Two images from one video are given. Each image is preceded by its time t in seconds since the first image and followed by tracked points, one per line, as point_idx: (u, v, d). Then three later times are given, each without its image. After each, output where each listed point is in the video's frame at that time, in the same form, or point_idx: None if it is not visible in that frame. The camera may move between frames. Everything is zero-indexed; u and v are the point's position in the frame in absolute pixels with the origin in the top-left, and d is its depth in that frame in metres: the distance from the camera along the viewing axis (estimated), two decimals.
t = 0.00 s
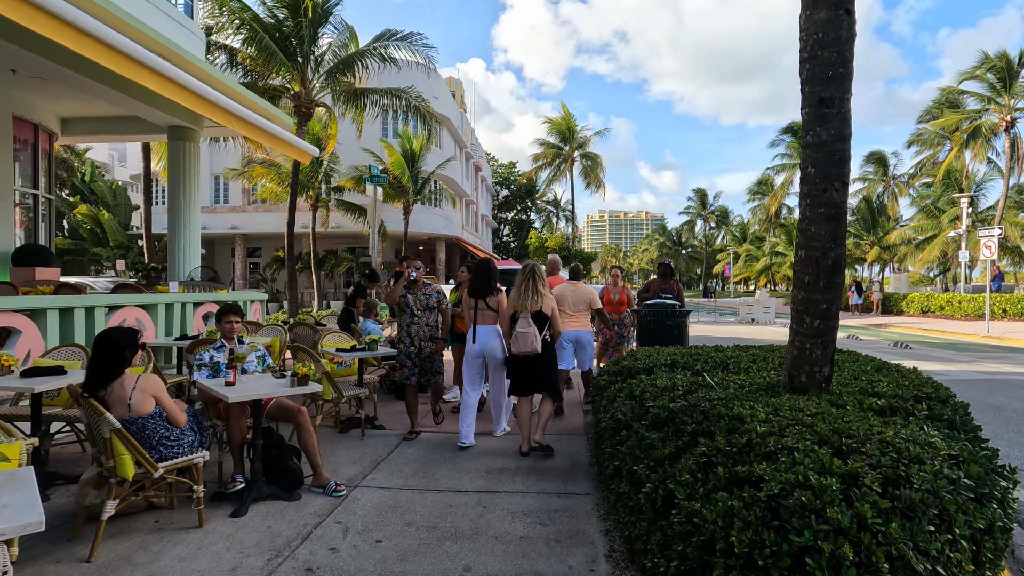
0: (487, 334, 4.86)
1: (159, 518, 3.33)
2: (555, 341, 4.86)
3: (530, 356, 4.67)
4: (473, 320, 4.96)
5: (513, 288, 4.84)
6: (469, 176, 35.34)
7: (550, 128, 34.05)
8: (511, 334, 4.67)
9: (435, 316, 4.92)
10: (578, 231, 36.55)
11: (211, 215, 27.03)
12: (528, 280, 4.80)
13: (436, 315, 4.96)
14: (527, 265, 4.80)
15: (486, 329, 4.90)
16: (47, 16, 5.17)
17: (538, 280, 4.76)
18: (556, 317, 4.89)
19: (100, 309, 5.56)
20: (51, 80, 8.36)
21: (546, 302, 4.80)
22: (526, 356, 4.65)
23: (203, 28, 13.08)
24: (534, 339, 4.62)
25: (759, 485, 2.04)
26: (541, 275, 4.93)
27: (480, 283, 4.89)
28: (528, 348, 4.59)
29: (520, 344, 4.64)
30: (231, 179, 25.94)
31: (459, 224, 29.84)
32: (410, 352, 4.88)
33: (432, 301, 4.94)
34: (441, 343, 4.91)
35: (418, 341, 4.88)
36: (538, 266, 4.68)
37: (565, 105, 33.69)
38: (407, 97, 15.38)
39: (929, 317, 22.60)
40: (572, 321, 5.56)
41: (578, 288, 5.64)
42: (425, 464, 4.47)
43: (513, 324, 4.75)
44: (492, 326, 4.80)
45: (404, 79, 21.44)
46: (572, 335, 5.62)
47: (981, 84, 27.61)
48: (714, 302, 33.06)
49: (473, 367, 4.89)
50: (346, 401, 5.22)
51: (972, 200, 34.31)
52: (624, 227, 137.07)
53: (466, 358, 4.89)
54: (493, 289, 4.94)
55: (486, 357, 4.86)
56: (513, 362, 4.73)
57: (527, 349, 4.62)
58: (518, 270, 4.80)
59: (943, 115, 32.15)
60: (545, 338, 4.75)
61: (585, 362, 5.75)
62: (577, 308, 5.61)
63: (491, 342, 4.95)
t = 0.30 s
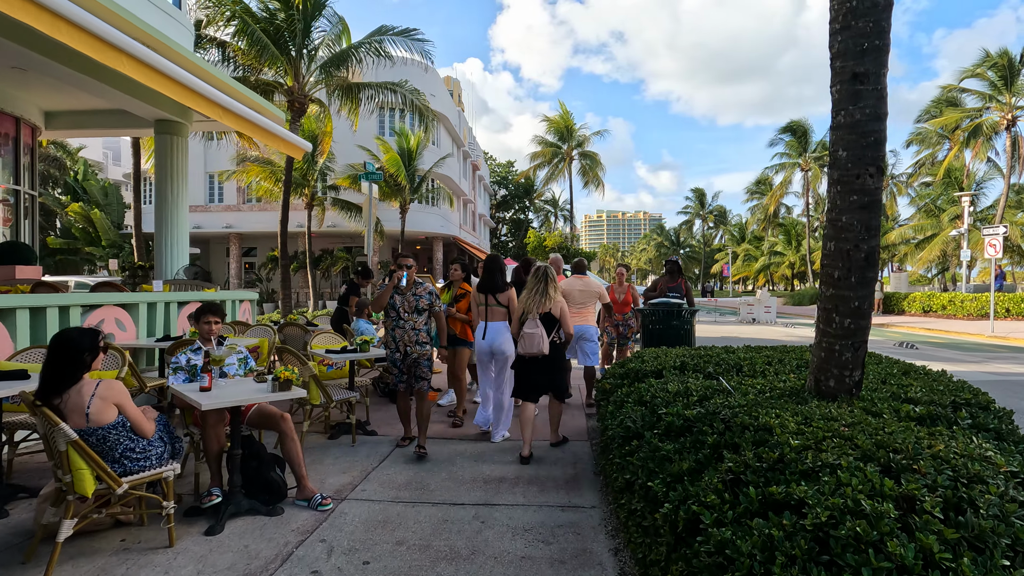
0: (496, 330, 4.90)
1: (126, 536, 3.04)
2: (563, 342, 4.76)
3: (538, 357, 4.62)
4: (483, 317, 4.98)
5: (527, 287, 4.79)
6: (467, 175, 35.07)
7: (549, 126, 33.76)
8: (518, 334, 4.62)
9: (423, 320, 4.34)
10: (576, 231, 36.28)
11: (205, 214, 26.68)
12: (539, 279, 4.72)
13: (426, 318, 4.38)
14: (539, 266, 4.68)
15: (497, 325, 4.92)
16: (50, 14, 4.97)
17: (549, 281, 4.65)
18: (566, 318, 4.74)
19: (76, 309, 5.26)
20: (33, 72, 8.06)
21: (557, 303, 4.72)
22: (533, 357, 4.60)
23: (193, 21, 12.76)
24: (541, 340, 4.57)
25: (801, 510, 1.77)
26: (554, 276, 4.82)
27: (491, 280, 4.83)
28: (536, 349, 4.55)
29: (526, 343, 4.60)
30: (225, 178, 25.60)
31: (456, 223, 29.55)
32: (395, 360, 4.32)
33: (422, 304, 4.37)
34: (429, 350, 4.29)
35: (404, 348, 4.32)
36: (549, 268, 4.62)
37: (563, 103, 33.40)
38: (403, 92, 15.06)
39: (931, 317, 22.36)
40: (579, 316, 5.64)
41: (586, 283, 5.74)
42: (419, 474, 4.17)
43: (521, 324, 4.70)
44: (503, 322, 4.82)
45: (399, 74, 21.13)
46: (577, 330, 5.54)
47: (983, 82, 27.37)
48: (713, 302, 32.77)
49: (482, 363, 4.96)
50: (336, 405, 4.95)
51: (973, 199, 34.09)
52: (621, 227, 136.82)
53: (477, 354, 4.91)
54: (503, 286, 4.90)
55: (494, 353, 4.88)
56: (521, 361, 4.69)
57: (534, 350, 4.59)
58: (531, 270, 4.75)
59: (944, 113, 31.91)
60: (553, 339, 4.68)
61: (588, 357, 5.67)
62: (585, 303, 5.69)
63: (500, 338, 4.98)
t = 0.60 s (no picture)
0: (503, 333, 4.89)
1: (87, 567, 2.76)
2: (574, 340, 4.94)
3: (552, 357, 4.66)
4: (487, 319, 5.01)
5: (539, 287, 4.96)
6: (465, 175, 34.77)
7: (547, 125, 33.49)
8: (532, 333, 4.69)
9: (417, 331, 3.81)
10: (574, 231, 36.01)
11: (200, 214, 26.32)
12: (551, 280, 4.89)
13: (420, 329, 3.83)
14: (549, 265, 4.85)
15: (502, 329, 4.89)
16: (40, 12, 4.76)
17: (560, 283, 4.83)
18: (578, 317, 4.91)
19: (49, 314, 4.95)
20: (13, 66, 7.74)
21: (569, 303, 4.89)
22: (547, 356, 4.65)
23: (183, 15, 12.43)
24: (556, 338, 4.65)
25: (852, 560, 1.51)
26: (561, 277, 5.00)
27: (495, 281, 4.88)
28: (550, 346, 4.59)
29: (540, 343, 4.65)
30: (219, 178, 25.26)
31: (454, 223, 29.29)
32: (379, 373, 3.78)
33: (418, 313, 3.82)
34: (420, 367, 3.78)
35: (390, 361, 3.77)
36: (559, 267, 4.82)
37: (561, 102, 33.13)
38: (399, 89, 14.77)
39: (933, 317, 22.13)
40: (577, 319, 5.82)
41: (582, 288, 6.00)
42: (413, 491, 3.88)
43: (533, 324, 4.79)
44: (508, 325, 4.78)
45: (394, 71, 20.78)
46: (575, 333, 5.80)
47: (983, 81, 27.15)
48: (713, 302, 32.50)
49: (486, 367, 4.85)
50: (324, 415, 4.67)
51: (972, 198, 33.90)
52: (619, 227, 136.58)
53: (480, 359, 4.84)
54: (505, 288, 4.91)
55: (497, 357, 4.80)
56: (533, 360, 4.73)
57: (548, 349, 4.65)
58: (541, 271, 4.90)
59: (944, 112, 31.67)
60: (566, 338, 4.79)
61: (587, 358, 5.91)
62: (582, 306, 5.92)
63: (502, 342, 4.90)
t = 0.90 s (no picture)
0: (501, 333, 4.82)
1: None
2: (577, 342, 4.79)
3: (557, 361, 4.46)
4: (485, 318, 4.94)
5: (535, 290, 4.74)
6: (462, 173, 34.50)
7: (544, 124, 33.22)
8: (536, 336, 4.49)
9: (407, 335, 3.42)
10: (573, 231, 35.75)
11: (194, 213, 25.99)
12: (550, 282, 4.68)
13: (409, 332, 3.45)
14: (546, 266, 4.71)
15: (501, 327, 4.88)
16: (43, 14, 4.55)
17: (560, 283, 4.65)
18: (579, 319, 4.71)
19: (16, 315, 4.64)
20: None
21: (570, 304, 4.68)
22: (552, 360, 4.44)
23: (172, 8, 12.12)
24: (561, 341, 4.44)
25: None
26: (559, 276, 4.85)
27: (494, 278, 4.87)
28: (556, 350, 4.40)
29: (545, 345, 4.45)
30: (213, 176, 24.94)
31: (450, 222, 28.99)
32: (365, 382, 3.33)
33: (407, 313, 3.43)
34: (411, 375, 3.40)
35: (377, 369, 3.34)
36: (557, 268, 4.59)
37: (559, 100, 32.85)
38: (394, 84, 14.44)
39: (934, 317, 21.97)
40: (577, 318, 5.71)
41: (579, 285, 5.93)
42: (401, 503, 3.61)
43: (537, 327, 4.59)
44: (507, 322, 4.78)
45: (389, 67, 20.48)
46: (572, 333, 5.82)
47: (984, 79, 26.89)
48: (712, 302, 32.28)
49: (486, 365, 4.91)
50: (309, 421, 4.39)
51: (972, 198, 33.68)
52: (617, 227, 136.47)
53: (479, 356, 4.88)
54: (505, 286, 4.88)
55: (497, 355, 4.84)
56: (536, 363, 4.53)
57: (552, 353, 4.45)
58: (540, 271, 4.73)
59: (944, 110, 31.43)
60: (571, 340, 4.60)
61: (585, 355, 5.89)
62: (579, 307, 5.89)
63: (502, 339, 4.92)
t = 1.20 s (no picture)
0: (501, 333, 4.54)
1: None
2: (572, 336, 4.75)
3: (553, 356, 4.42)
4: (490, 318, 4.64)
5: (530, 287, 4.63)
6: (459, 172, 34.18)
7: (542, 122, 32.92)
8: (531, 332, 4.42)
9: (384, 343, 2.84)
10: (570, 230, 35.42)
11: (187, 212, 25.61)
12: (541, 279, 4.55)
13: (387, 341, 2.87)
14: (539, 262, 4.58)
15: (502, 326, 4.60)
16: (48, 17, 4.34)
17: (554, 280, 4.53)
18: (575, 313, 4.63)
19: None
20: None
21: (564, 299, 4.57)
22: (547, 355, 4.40)
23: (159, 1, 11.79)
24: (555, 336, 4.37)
25: None
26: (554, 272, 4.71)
27: (496, 278, 4.59)
28: (550, 346, 4.35)
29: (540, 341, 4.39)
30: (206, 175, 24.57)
31: (447, 221, 28.67)
32: (338, 407, 2.74)
33: (382, 318, 2.83)
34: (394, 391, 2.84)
35: (352, 389, 2.75)
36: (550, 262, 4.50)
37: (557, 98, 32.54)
38: (387, 79, 14.09)
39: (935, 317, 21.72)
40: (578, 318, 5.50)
41: (579, 282, 5.71)
42: (384, 523, 3.30)
43: (531, 323, 4.50)
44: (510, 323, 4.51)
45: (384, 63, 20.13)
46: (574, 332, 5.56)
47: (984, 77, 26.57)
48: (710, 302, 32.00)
49: (487, 366, 4.59)
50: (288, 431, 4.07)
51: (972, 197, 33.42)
52: (615, 227, 136.33)
53: (482, 358, 4.55)
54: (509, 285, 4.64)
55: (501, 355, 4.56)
56: (531, 359, 4.48)
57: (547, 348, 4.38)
58: (533, 268, 4.59)
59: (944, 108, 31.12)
60: (565, 335, 4.53)
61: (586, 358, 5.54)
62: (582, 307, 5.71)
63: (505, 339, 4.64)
